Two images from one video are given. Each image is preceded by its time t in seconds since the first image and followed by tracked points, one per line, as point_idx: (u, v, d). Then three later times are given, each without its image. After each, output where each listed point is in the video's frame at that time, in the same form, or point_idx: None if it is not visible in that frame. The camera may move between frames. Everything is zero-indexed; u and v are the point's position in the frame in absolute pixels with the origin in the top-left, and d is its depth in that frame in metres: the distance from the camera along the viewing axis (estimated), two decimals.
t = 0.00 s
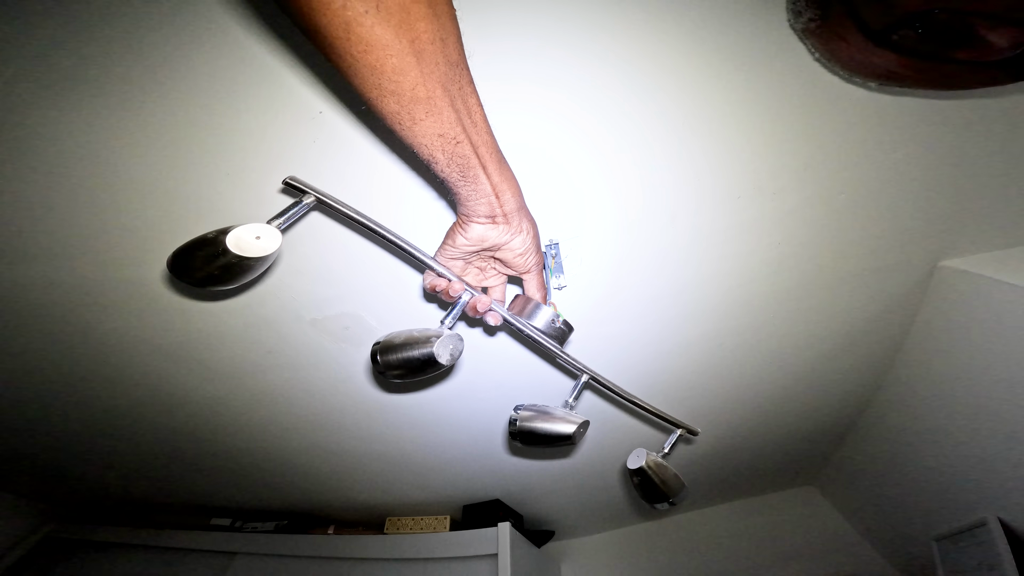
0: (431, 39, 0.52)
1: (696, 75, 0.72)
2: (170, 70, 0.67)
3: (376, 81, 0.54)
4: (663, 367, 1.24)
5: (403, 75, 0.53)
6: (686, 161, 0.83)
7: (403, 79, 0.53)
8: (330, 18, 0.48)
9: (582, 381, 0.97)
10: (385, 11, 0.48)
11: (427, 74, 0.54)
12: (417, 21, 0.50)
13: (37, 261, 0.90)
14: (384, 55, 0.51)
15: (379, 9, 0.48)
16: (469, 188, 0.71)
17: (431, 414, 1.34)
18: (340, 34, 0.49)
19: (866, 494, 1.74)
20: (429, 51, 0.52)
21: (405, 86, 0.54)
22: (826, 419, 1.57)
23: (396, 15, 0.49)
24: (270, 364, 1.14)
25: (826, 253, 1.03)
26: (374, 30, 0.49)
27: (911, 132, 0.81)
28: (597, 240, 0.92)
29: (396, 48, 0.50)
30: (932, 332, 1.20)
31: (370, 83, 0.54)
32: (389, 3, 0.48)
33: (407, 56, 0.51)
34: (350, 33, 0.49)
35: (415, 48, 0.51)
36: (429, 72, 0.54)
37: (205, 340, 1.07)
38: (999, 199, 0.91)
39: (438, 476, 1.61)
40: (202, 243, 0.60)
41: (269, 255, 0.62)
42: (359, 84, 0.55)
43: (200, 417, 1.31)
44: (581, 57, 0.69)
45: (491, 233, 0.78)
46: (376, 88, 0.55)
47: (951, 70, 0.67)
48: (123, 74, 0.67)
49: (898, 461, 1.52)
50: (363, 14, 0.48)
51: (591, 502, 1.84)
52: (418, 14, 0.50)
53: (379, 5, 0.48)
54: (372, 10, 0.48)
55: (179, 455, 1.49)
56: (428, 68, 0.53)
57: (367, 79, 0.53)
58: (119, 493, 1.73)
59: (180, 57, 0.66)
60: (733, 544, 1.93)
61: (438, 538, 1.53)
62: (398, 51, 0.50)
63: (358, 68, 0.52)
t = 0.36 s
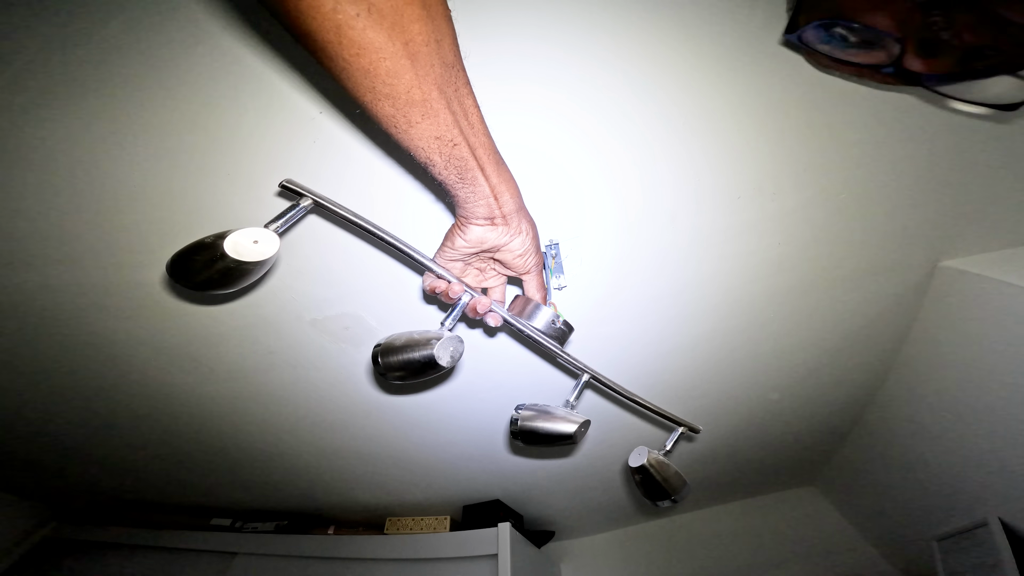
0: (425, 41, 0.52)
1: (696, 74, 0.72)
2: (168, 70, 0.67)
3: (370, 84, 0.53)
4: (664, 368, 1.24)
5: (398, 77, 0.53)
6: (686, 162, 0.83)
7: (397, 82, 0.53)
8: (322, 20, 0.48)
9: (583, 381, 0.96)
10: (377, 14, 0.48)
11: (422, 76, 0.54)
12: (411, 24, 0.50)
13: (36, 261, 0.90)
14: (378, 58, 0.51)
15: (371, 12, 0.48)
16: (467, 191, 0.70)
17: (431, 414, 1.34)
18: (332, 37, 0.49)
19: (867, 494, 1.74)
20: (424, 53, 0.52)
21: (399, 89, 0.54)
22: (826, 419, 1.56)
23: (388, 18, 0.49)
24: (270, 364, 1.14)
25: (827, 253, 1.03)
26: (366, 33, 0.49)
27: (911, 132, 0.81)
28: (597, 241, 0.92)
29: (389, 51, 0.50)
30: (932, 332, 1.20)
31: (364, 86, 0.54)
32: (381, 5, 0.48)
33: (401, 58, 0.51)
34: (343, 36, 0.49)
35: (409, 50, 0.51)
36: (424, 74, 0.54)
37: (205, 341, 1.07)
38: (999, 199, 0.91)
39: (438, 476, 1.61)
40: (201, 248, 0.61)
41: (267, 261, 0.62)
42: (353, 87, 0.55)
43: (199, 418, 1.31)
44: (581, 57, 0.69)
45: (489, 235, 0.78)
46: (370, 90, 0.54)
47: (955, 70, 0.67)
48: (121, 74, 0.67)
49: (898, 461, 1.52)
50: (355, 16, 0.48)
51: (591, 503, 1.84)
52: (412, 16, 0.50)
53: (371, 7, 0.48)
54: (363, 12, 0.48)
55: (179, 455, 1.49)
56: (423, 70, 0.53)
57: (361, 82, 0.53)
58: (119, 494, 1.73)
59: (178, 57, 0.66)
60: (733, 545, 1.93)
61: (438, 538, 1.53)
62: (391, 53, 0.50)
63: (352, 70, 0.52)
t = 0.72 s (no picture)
0: (417, 48, 0.52)
1: (697, 74, 0.72)
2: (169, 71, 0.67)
3: (360, 92, 0.53)
4: (664, 368, 1.24)
5: (389, 85, 0.53)
6: (685, 163, 0.83)
7: (388, 90, 0.53)
8: (308, 29, 0.47)
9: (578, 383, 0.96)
10: (365, 22, 0.48)
11: (414, 83, 0.54)
12: (402, 31, 0.50)
13: (33, 263, 0.90)
14: (368, 66, 0.50)
15: (359, 19, 0.47)
16: (462, 198, 0.70)
17: (430, 415, 1.34)
18: (318, 46, 0.48)
19: (867, 494, 1.74)
20: (415, 60, 0.52)
21: (390, 97, 0.54)
22: (827, 419, 1.56)
23: (377, 25, 0.48)
24: (270, 365, 1.14)
25: (827, 254, 1.02)
26: (355, 40, 0.48)
27: (912, 132, 0.81)
28: (596, 242, 0.92)
29: (379, 59, 0.50)
30: (934, 332, 1.20)
31: (353, 94, 0.53)
32: (370, 11, 0.48)
33: (392, 66, 0.51)
34: (330, 44, 0.48)
35: (399, 57, 0.51)
36: (415, 81, 0.54)
37: (204, 341, 1.07)
38: (1000, 199, 0.91)
39: (438, 476, 1.61)
40: (202, 253, 0.60)
41: (266, 267, 0.62)
42: (341, 95, 0.54)
43: (200, 418, 1.31)
44: (580, 58, 0.69)
45: (485, 242, 0.78)
46: (360, 98, 0.54)
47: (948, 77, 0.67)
48: (118, 75, 0.67)
49: (899, 461, 1.51)
50: (343, 24, 0.47)
51: (591, 503, 1.84)
52: (403, 23, 0.50)
53: (360, 14, 0.47)
54: (351, 20, 0.47)
55: (180, 455, 1.49)
56: (415, 77, 0.53)
57: (351, 90, 0.53)
58: (119, 494, 1.73)
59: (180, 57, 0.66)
60: (733, 545, 1.93)
61: (438, 539, 1.53)
62: (381, 61, 0.50)
63: (340, 79, 0.52)
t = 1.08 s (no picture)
0: (409, 38, 0.52)
1: (696, 67, 0.71)
2: (179, 66, 0.69)
3: (350, 87, 0.54)
4: (661, 366, 1.24)
5: (381, 77, 0.53)
6: (687, 164, 0.81)
7: (380, 82, 0.54)
8: (288, 22, 0.47)
9: (571, 383, 0.96)
10: (351, 12, 0.48)
11: (406, 75, 0.54)
12: (394, 21, 0.51)
13: (34, 261, 0.90)
14: (357, 59, 0.51)
15: (343, 10, 0.48)
16: (460, 191, 0.70)
17: (429, 414, 1.34)
18: (303, 40, 0.49)
19: (867, 493, 1.74)
20: (408, 51, 0.53)
21: (382, 90, 0.55)
22: (826, 418, 1.56)
23: (363, 14, 0.49)
24: (269, 364, 1.14)
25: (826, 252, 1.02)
26: (341, 32, 0.49)
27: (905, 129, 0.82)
28: (597, 240, 0.91)
29: (370, 51, 0.51)
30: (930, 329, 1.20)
31: (344, 89, 0.55)
32: (354, 2, 0.48)
33: (383, 58, 0.52)
34: (314, 37, 0.49)
35: (391, 49, 0.52)
36: (408, 73, 0.54)
37: (204, 339, 1.07)
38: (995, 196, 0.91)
39: (438, 475, 1.61)
40: (203, 236, 0.61)
41: (265, 251, 0.63)
42: (332, 91, 0.55)
43: (199, 417, 1.31)
44: (579, 52, 0.69)
45: (484, 236, 0.79)
46: (351, 93, 0.55)
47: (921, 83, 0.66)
48: (126, 70, 0.69)
49: (898, 460, 1.52)
50: (326, 15, 0.47)
51: (591, 502, 1.84)
52: (396, 13, 0.50)
53: (344, 6, 0.48)
54: (336, 11, 0.47)
55: (180, 455, 1.49)
56: (407, 69, 0.54)
57: (341, 85, 0.54)
58: (119, 493, 1.73)
59: (190, 51, 0.68)
60: (733, 544, 1.93)
61: (437, 538, 1.53)
62: (371, 53, 0.51)
63: (328, 73, 0.53)
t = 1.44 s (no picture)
0: (408, 40, 0.53)
1: (697, 70, 0.72)
2: (182, 67, 0.69)
3: (350, 89, 0.54)
4: (661, 366, 1.25)
5: (380, 80, 0.54)
6: (687, 165, 0.81)
7: (378, 85, 0.54)
8: (287, 26, 0.48)
9: (570, 383, 0.96)
10: (349, 15, 0.49)
11: (405, 78, 0.55)
12: (393, 23, 0.51)
13: (35, 263, 0.90)
14: (355, 61, 0.51)
15: (341, 14, 0.48)
16: (459, 192, 0.70)
17: (430, 414, 1.34)
18: (301, 42, 0.49)
19: (866, 493, 1.74)
20: (407, 54, 0.53)
21: (381, 92, 0.55)
22: (826, 418, 1.57)
23: (362, 17, 0.49)
24: (269, 364, 1.15)
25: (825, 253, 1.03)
26: (338, 35, 0.49)
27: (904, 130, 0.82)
28: (597, 241, 0.91)
29: (367, 53, 0.51)
30: (930, 330, 1.20)
31: (343, 90, 0.55)
32: (351, 6, 0.48)
33: (381, 60, 0.52)
34: (312, 41, 0.49)
35: (389, 52, 0.52)
36: (407, 75, 0.54)
37: (205, 339, 1.07)
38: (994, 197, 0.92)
39: (438, 475, 1.62)
40: (204, 236, 0.61)
41: (265, 252, 0.63)
42: (330, 92, 0.56)
43: (199, 417, 1.31)
44: (579, 54, 0.70)
45: (483, 237, 0.79)
46: (350, 95, 0.55)
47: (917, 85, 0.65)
48: (126, 71, 0.69)
49: (898, 460, 1.52)
50: (325, 19, 0.48)
51: (590, 502, 1.84)
52: (394, 15, 0.51)
53: (342, 9, 0.48)
54: (333, 14, 0.48)
55: (180, 455, 1.49)
56: (405, 72, 0.54)
57: (339, 87, 0.54)
58: (119, 493, 1.73)
59: (193, 51, 0.68)
60: (733, 544, 1.93)
61: (437, 538, 1.53)
62: (370, 55, 0.51)
63: (327, 75, 0.53)
